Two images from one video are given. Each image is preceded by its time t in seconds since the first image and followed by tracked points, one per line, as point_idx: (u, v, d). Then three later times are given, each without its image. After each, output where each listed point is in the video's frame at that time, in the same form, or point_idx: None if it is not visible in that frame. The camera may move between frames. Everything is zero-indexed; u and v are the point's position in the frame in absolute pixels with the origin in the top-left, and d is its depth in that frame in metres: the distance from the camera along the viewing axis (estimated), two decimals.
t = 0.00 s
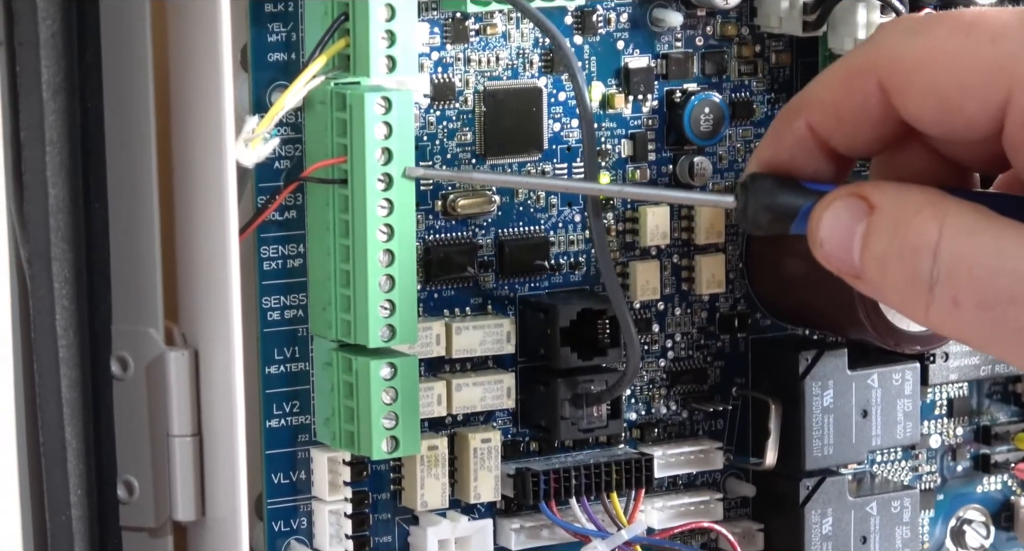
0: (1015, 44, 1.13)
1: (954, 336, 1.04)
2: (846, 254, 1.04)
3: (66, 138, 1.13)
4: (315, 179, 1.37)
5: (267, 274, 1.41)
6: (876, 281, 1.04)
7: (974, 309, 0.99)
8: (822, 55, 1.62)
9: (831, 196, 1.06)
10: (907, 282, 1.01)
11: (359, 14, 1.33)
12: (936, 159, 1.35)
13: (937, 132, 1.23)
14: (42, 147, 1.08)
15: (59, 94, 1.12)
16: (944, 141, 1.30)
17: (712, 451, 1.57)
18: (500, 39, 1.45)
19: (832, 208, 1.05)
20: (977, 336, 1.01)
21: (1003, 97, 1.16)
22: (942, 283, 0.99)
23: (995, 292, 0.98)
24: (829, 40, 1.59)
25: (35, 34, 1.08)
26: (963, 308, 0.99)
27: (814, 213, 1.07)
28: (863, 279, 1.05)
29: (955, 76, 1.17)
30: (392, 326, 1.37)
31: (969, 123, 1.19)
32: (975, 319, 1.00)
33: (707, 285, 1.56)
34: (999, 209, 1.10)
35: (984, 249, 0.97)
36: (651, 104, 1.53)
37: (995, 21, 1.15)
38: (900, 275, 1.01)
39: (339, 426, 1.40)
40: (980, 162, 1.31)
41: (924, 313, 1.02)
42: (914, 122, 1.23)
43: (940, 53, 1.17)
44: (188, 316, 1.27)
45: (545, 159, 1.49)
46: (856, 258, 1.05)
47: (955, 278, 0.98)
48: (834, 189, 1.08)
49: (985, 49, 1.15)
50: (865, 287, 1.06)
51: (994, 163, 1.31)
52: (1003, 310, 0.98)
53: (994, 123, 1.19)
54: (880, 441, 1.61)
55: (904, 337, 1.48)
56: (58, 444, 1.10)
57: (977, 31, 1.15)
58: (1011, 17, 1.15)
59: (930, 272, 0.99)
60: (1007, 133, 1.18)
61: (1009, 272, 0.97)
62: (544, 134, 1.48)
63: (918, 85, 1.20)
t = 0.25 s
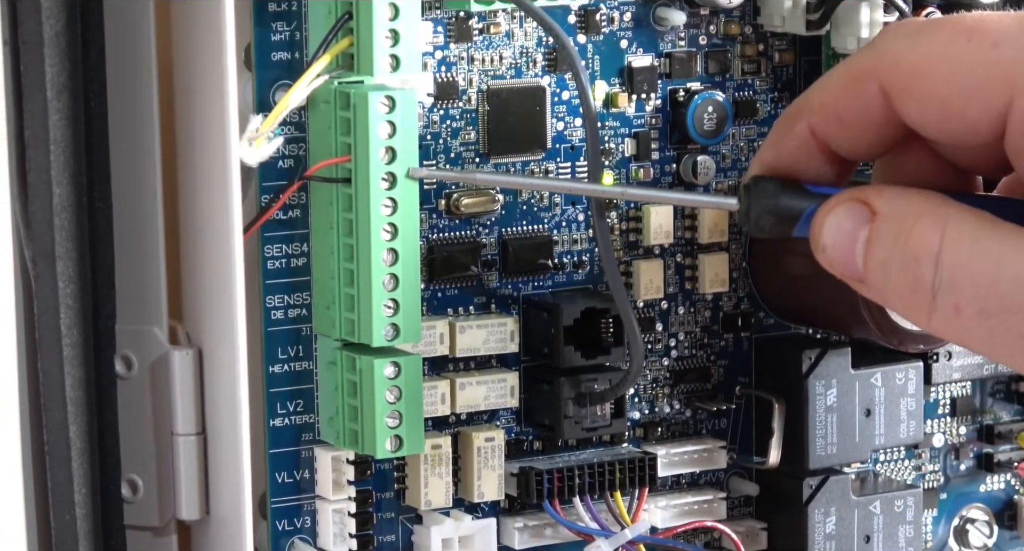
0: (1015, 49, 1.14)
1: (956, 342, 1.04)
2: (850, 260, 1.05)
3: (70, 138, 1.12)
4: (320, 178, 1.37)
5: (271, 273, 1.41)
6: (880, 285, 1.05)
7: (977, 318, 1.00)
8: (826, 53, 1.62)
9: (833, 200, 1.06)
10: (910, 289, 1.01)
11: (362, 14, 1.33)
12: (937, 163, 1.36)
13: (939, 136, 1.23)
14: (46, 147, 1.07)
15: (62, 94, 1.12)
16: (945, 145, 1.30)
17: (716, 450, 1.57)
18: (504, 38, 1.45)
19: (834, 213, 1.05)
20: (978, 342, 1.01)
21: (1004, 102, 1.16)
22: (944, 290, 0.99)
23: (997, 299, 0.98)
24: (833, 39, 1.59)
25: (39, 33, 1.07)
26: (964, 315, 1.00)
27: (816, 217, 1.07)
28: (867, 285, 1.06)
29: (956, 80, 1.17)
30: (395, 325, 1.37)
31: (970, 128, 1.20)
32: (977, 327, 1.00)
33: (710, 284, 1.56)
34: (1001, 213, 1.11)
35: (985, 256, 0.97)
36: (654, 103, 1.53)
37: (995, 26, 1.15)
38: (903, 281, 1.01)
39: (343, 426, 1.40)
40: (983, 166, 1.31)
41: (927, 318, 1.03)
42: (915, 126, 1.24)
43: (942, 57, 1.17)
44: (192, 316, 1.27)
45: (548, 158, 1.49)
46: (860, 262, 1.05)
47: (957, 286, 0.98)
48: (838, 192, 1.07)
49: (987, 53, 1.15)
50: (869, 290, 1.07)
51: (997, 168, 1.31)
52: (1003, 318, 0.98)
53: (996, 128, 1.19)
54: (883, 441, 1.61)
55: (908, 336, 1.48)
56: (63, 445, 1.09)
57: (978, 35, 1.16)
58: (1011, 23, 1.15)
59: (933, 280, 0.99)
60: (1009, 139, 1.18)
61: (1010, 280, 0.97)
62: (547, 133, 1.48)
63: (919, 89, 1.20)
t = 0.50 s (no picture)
0: (1017, 50, 1.14)
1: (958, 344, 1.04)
2: (851, 261, 1.05)
3: (73, 139, 1.11)
4: (321, 179, 1.37)
5: (272, 274, 1.41)
6: (882, 285, 1.05)
7: (979, 318, 1.00)
8: (827, 55, 1.62)
9: (834, 201, 1.06)
10: (912, 289, 1.01)
11: (364, 15, 1.33)
12: (939, 164, 1.36)
13: (941, 137, 1.23)
14: (49, 147, 1.07)
15: (65, 94, 1.11)
16: (947, 146, 1.30)
17: (717, 451, 1.57)
18: (505, 39, 1.45)
19: (836, 213, 1.05)
20: (979, 343, 1.02)
21: (1006, 103, 1.16)
22: (946, 290, 0.99)
23: (1000, 299, 0.98)
24: (834, 41, 1.59)
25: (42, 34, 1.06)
26: (966, 316, 1.00)
27: (817, 218, 1.07)
28: (868, 286, 1.06)
29: (957, 81, 1.17)
30: (397, 326, 1.37)
31: (972, 128, 1.20)
32: (979, 327, 1.00)
33: (711, 285, 1.56)
34: (1002, 214, 1.11)
35: (987, 255, 0.97)
36: (656, 105, 1.53)
37: (997, 27, 1.15)
38: (905, 282, 1.02)
39: (344, 426, 1.40)
40: (985, 168, 1.31)
41: (929, 318, 1.03)
42: (917, 126, 1.24)
43: (943, 58, 1.17)
44: (193, 316, 1.27)
45: (550, 160, 1.49)
46: (861, 263, 1.06)
47: (959, 286, 0.99)
48: (839, 194, 1.08)
49: (989, 54, 1.15)
50: (871, 292, 1.07)
51: (998, 169, 1.31)
52: (1004, 318, 0.99)
53: (997, 129, 1.19)
54: (884, 442, 1.62)
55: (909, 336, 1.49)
56: (64, 445, 1.09)
57: (980, 37, 1.16)
58: (1013, 24, 1.15)
59: (935, 279, 0.99)
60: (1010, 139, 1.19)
61: (1012, 280, 0.97)
62: (548, 135, 1.48)
63: (920, 89, 1.20)
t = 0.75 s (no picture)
0: (1018, 53, 1.14)
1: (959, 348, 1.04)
2: (851, 265, 1.05)
3: (74, 140, 1.11)
4: (321, 181, 1.37)
5: (273, 276, 1.41)
6: (882, 289, 1.05)
7: (980, 321, 1.00)
8: (827, 57, 1.62)
9: (835, 205, 1.06)
10: (913, 293, 1.02)
11: (367, 19, 1.33)
12: (940, 169, 1.36)
13: (942, 141, 1.23)
14: (50, 149, 1.06)
15: (66, 96, 1.10)
16: (948, 150, 1.31)
17: (718, 453, 1.57)
18: (506, 41, 1.46)
19: (836, 218, 1.05)
20: (980, 346, 1.02)
21: (1006, 107, 1.17)
22: (947, 293, 1.00)
23: (1001, 303, 0.98)
24: (834, 43, 1.59)
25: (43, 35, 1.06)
26: (967, 319, 1.00)
27: (818, 223, 1.07)
28: (869, 290, 1.06)
29: (958, 84, 1.17)
30: (398, 327, 1.37)
31: (972, 133, 1.20)
32: (980, 331, 1.00)
33: (712, 287, 1.56)
34: (1003, 219, 1.11)
35: (988, 259, 0.97)
36: (656, 106, 1.54)
37: (998, 31, 1.15)
38: (906, 286, 1.02)
39: (345, 428, 1.40)
40: (986, 172, 1.31)
41: (930, 322, 1.03)
42: (919, 130, 1.24)
43: (944, 62, 1.18)
44: (194, 318, 1.27)
45: (550, 162, 1.49)
46: (861, 267, 1.06)
47: (960, 289, 0.99)
48: (840, 197, 1.08)
49: (989, 58, 1.16)
50: (871, 295, 1.07)
51: (999, 174, 1.31)
52: (1006, 322, 0.99)
53: (998, 134, 1.19)
54: (884, 444, 1.62)
55: (909, 339, 1.49)
56: (65, 448, 1.08)
57: (981, 40, 1.16)
58: (1013, 27, 1.15)
59: (936, 283, 1.00)
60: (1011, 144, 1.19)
61: (1014, 284, 0.97)
62: (549, 137, 1.48)
63: (921, 92, 1.20)
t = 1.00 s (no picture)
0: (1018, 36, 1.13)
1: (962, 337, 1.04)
2: (852, 255, 1.05)
3: (73, 138, 1.11)
4: (321, 179, 1.37)
5: (272, 274, 1.41)
6: (884, 279, 1.05)
7: (982, 309, 0.99)
8: (828, 55, 1.62)
9: (837, 194, 1.06)
10: (915, 281, 1.01)
11: (365, 14, 1.33)
12: (942, 155, 1.36)
13: (942, 125, 1.23)
14: (49, 146, 1.06)
15: (65, 94, 1.11)
16: (947, 134, 1.30)
17: (718, 451, 1.57)
18: (506, 39, 1.45)
19: (837, 207, 1.06)
20: (982, 334, 1.01)
21: (1005, 91, 1.16)
22: (949, 281, 0.99)
23: (1003, 290, 0.98)
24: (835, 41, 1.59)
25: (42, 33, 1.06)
26: (969, 306, 1.00)
27: (820, 212, 1.07)
28: (870, 279, 1.06)
29: (957, 69, 1.17)
30: (397, 325, 1.37)
31: (971, 118, 1.20)
32: (982, 317, 1.00)
33: (712, 285, 1.56)
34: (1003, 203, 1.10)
35: (988, 246, 0.97)
36: (656, 104, 1.53)
37: (996, 14, 1.14)
38: (907, 274, 1.02)
39: (344, 426, 1.40)
40: (986, 156, 1.31)
41: (932, 310, 1.03)
42: (918, 115, 1.24)
43: (943, 47, 1.17)
44: (193, 316, 1.27)
45: (550, 160, 1.49)
46: (863, 256, 1.06)
47: (962, 276, 0.98)
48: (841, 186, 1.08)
49: (988, 43, 1.14)
50: (873, 285, 1.07)
51: (999, 159, 1.31)
52: (1007, 309, 0.98)
53: (997, 117, 1.19)
54: (884, 442, 1.61)
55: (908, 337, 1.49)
56: (65, 445, 1.08)
57: (980, 24, 1.15)
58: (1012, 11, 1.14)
59: (937, 270, 0.99)
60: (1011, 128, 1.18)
61: (1015, 271, 0.96)
62: (549, 135, 1.48)
63: (920, 78, 1.20)
